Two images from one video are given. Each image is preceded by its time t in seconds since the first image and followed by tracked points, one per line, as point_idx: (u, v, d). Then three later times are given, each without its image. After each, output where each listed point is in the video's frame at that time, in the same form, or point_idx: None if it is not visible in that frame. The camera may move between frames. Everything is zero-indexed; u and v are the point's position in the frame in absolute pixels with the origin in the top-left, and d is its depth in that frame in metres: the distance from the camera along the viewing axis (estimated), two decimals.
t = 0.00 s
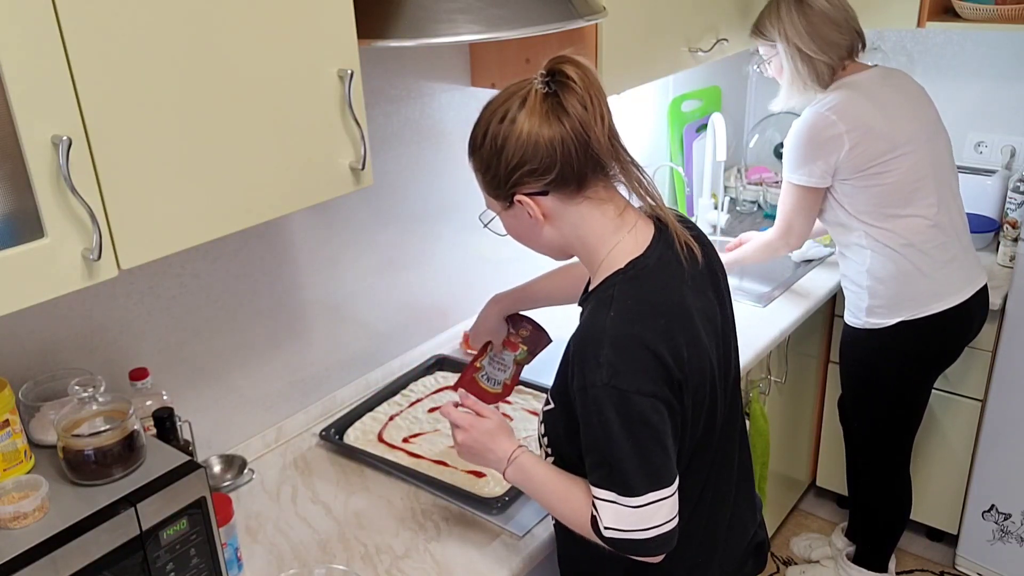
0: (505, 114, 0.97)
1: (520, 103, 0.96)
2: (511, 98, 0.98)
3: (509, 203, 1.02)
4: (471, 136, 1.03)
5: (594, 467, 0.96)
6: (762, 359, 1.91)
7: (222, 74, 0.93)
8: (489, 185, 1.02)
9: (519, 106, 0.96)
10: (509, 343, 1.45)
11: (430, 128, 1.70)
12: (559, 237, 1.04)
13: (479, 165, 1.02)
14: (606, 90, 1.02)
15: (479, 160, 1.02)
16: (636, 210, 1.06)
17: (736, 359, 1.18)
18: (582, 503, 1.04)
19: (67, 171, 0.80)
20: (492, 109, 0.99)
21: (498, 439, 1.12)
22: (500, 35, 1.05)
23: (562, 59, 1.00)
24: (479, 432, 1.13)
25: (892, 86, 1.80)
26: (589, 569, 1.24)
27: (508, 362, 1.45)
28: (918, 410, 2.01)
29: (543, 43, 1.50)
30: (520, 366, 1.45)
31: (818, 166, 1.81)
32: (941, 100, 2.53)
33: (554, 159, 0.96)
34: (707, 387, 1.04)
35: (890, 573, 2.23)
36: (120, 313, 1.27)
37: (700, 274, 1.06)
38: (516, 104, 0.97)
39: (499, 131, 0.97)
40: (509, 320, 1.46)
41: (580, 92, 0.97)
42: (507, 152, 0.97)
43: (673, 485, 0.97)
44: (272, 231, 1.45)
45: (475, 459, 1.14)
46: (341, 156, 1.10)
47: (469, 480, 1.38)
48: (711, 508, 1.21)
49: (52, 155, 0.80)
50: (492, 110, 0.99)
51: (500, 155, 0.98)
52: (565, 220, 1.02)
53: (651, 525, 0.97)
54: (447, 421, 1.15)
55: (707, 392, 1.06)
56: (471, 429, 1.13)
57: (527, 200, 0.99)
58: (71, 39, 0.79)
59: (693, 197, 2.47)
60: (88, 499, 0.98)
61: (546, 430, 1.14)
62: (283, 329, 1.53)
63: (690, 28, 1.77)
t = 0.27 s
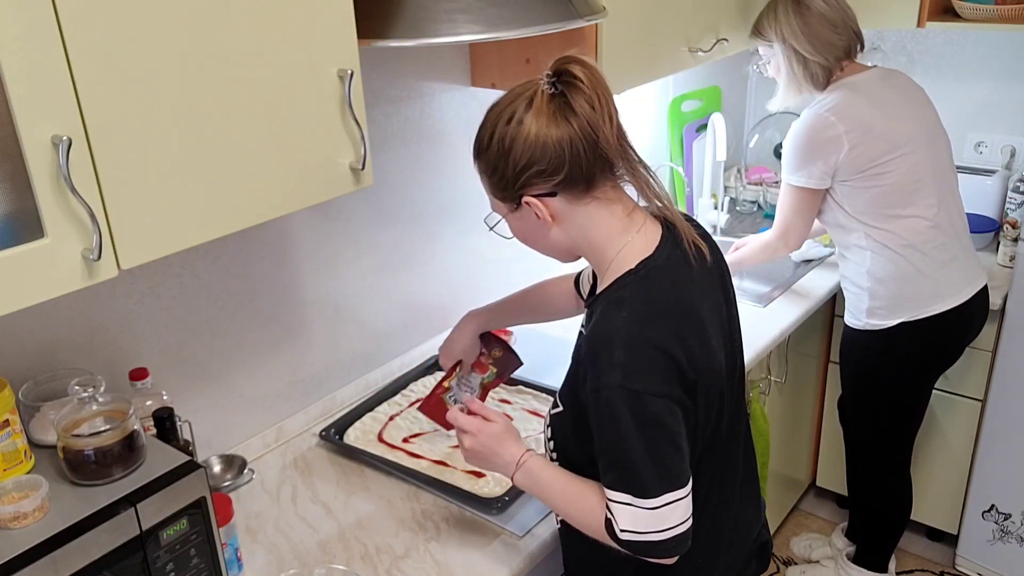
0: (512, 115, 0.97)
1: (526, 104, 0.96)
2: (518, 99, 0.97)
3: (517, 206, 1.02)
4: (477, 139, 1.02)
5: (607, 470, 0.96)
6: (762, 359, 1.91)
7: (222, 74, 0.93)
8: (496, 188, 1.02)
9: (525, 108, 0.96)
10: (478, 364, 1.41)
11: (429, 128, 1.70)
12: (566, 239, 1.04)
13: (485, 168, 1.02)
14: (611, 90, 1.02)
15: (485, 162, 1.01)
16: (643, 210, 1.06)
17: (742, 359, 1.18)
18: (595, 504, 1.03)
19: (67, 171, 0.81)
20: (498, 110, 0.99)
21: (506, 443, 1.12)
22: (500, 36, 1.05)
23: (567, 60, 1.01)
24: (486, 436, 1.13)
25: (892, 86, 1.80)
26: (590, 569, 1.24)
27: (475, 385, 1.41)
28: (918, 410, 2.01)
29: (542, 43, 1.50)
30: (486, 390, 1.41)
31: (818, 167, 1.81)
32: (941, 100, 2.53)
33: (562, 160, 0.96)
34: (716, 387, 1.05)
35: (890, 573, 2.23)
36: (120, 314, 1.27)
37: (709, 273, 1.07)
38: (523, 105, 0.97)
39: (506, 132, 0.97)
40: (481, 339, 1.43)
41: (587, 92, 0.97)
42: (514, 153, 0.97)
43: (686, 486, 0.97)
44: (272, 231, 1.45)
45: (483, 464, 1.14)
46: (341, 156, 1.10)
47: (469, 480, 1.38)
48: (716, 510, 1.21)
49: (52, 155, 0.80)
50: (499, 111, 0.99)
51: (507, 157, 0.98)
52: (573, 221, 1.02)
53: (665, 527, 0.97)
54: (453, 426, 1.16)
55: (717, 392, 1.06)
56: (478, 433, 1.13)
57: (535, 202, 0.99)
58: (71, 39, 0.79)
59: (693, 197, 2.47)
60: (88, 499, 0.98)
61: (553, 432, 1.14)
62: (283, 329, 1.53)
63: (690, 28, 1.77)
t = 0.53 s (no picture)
0: (514, 119, 0.97)
1: (528, 108, 0.96)
2: (520, 102, 0.97)
3: (521, 210, 1.01)
4: (479, 143, 1.02)
5: (620, 473, 0.96)
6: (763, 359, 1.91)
7: (222, 74, 0.93)
8: (500, 193, 1.02)
9: (527, 112, 0.96)
10: (478, 381, 1.39)
11: (429, 129, 1.70)
12: (572, 243, 1.04)
13: (488, 173, 1.02)
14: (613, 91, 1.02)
15: (489, 166, 1.01)
16: (648, 210, 1.06)
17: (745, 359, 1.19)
18: (607, 507, 1.03)
19: (67, 171, 0.81)
20: (500, 114, 0.99)
21: (513, 449, 1.12)
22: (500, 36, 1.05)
23: (567, 61, 1.01)
24: (493, 444, 1.13)
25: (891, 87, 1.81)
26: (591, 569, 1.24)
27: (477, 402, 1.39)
28: (919, 411, 2.01)
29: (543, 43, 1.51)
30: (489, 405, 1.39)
31: (817, 167, 1.81)
32: (941, 100, 2.53)
33: (567, 161, 0.96)
34: (724, 386, 1.05)
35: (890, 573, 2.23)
36: (120, 314, 1.27)
37: (714, 272, 1.07)
38: (524, 109, 0.97)
39: (509, 136, 0.97)
40: (483, 352, 1.41)
41: (590, 92, 0.97)
42: (518, 157, 0.97)
43: (699, 487, 0.97)
44: (272, 231, 1.45)
45: (491, 471, 1.14)
46: (341, 156, 1.10)
47: (469, 480, 1.38)
48: (721, 512, 1.21)
49: (52, 155, 0.80)
50: (501, 115, 0.99)
51: (511, 162, 0.98)
52: (578, 224, 1.02)
53: (681, 529, 0.97)
54: (459, 435, 1.16)
55: (724, 391, 1.07)
56: (485, 441, 1.13)
57: (540, 205, 0.99)
58: (71, 39, 0.79)
59: (693, 197, 2.47)
60: (88, 499, 0.98)
61: (557, 434, 1.13)
62: (283, 329, 1.53)
63: (690, 28, 1.77)
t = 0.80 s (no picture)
0: (517, 120, 0.97)
1: (531, 109, 0.96)
2: (523, 104, 0.97)
3: (524, 211, 1.01)
4: (481, 144, 1.02)
5: (622, 475, 0.96)
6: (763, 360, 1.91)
7: (222, 73, 0.93)
8: (503, 194, 1.02)
9: (530, 113, 0.96)
10: (505, 387, 1.39)
11: (429, 128, 1.69)
12: (575, 244, 1.04)
13: (491, 174, 1.02)
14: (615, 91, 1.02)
15: (491, 168, 1.01)
16: (651, 211, 1.06)
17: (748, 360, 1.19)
18: (608, 509, 1.04)
19: (67, 171, 0.80)
20: (503, 115, 0.99)
21: (515, 451, 1.12)
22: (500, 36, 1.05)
23: (570, 62, 1.00)
24: (495, 445, 1.12)
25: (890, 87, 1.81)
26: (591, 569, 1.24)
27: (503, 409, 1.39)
28: (919, 411, 2.01)
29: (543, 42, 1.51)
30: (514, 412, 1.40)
31: (821, 164, 1.80)
32: (941, 99, 2.53)
33: (570, 163, 0.96)
34: (727, 388, 1.05)
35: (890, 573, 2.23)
36: (120, 314, 1.27)
37: (716, 274, 1.07)
38: (527, 111, 0.97)
39: (512, 138, 0.97)
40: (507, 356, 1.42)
41: (592, 93, 0.97)
42: (521, 158, 0.97)
43: (700, 490, 0.97)
44: (272, 231, 1.45)
45: (493, 473, 1.14)
46: (341, 156, 1.10)
47: (469, 480, 1.38)
48: (722, 512, 1.21)
49: (52, 155, 0.80)
50: (503, 116, 0.99)
51: (514, 163, 0.98)
52: (581, 225, 1.02)
53: (683, 531, 0.97)
54: (461, 436, 1.15)
55: (727, 392, 1.07)
56: (487, 442, 1.13)
57: (543, 206, 0.99)
58: (71, 39, 0.79)
59: (693, 197, 2.47)
60: (88, 498, 0.98)
61: (560, 436, 1.14)
62: (283, 329, 1.53)
63: (690, 27, 1.77)
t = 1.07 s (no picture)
0: (519, 119, 0.97)
1: (533, 108, 0.96)
2: (525, 103, 0.98)
3: (526, 209, 1.02)
4: (484, 143, 1.02)
5: (617, 475, 0.96)
6: (763, 360, 1.91)
7: (221, 73, 0.93)
8: (505, 192, 1.02)
9: (532, 111, 0.96)
10: (531, 367, 1.34)
11: (429, 128, 1.70)
12: (576, 242, 1.04)
13: (493, 172, 1.02)
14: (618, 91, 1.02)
15: (493, 166, 1.01)
16: (652, 212, 1.06)
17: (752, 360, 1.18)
18: (603, 509, 1.03)
19: (67, 171, 0.81)
20: (505, 114, 0.99)
21: (514, 446, 1.12)
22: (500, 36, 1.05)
23: (573, 61, 1.00)
24: (494, 440, 1.12)
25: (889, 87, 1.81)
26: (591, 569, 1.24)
27: (531, 389, 1.33)
28: (918, 411, 2.01)
29: (543, 42, 1.51)
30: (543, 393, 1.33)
31: (807, 166, 1.82)
32: (941, 100, 2.53)
33: (571, 162, 0.96)
34: (726, 390, 1.05)
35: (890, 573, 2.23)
36: (119, 314, 1.27)
37: (717, 276, 1.07)
38: (529, 109, 0.97)
39: (513, 136, 0.97)
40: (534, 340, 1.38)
41: (594, 93, 0.97)
42: (522, 157, 0.97)
43: (694, 491, 0.97)
44: (272, 231, 1.45)
45: (491, 467, 1.14)
46: (341, 156, 1.10)
47: (469, 480, 1.38)
48: (723, 512, 1.21)
49: (52, 155, 0.80)
50: (506, 115, 0.99)
51: (516, 161, 0.98)
52: (582, 224, 1.02)
53: (674, 531, 0.96)
54: (460, 430, 1.15)
55: (726, 395, 1.06)
56: (486, 437, 1.13)
57: (544, 205, 0.99)
58: (71, 39, 0.79)
59: (693, 197, 2.47)
60: (88, 498, 0.98)
61: (561, 434, 1.14)
62: (283, 329, 1.53)
63: (690, 28, 1.77)
